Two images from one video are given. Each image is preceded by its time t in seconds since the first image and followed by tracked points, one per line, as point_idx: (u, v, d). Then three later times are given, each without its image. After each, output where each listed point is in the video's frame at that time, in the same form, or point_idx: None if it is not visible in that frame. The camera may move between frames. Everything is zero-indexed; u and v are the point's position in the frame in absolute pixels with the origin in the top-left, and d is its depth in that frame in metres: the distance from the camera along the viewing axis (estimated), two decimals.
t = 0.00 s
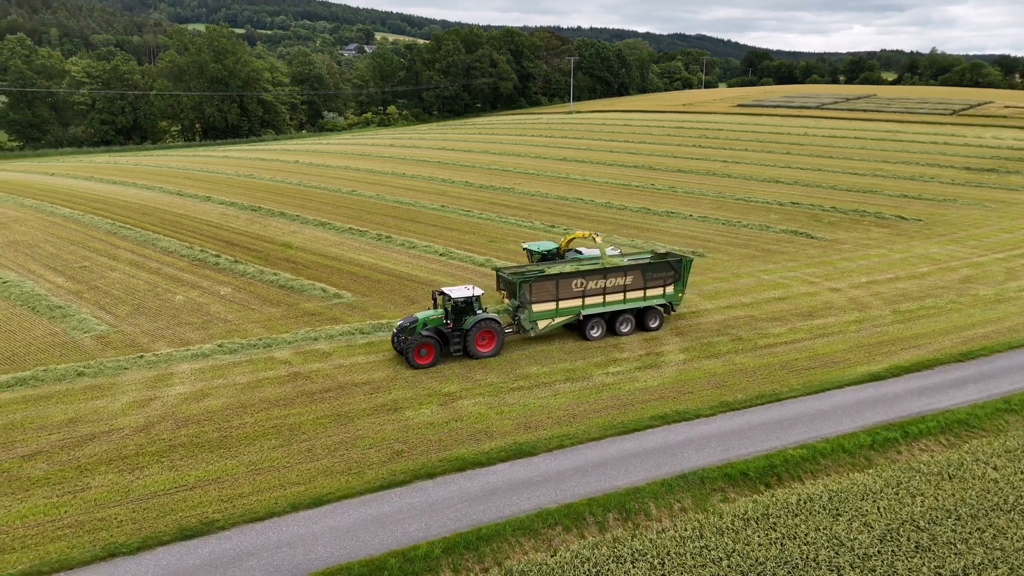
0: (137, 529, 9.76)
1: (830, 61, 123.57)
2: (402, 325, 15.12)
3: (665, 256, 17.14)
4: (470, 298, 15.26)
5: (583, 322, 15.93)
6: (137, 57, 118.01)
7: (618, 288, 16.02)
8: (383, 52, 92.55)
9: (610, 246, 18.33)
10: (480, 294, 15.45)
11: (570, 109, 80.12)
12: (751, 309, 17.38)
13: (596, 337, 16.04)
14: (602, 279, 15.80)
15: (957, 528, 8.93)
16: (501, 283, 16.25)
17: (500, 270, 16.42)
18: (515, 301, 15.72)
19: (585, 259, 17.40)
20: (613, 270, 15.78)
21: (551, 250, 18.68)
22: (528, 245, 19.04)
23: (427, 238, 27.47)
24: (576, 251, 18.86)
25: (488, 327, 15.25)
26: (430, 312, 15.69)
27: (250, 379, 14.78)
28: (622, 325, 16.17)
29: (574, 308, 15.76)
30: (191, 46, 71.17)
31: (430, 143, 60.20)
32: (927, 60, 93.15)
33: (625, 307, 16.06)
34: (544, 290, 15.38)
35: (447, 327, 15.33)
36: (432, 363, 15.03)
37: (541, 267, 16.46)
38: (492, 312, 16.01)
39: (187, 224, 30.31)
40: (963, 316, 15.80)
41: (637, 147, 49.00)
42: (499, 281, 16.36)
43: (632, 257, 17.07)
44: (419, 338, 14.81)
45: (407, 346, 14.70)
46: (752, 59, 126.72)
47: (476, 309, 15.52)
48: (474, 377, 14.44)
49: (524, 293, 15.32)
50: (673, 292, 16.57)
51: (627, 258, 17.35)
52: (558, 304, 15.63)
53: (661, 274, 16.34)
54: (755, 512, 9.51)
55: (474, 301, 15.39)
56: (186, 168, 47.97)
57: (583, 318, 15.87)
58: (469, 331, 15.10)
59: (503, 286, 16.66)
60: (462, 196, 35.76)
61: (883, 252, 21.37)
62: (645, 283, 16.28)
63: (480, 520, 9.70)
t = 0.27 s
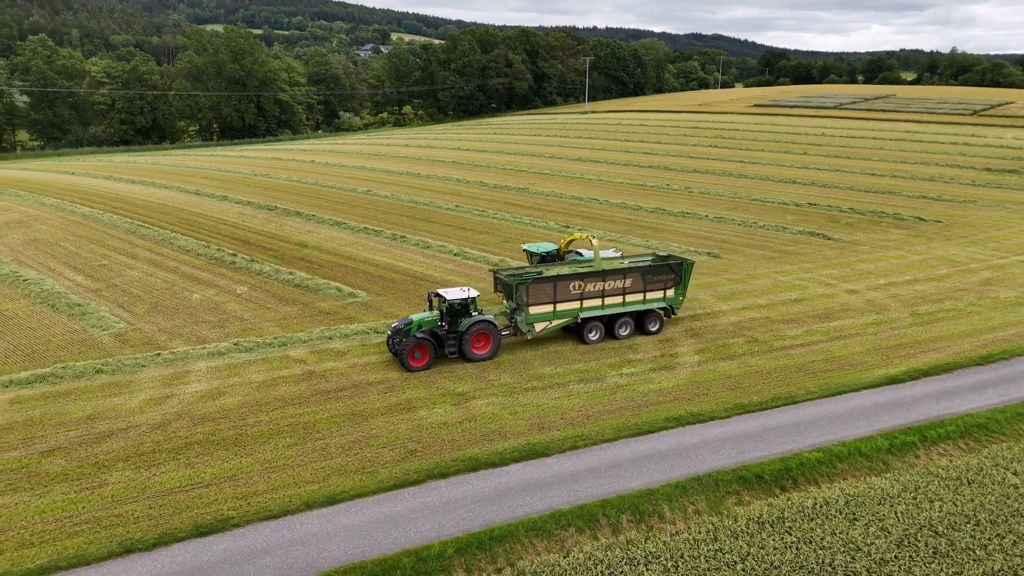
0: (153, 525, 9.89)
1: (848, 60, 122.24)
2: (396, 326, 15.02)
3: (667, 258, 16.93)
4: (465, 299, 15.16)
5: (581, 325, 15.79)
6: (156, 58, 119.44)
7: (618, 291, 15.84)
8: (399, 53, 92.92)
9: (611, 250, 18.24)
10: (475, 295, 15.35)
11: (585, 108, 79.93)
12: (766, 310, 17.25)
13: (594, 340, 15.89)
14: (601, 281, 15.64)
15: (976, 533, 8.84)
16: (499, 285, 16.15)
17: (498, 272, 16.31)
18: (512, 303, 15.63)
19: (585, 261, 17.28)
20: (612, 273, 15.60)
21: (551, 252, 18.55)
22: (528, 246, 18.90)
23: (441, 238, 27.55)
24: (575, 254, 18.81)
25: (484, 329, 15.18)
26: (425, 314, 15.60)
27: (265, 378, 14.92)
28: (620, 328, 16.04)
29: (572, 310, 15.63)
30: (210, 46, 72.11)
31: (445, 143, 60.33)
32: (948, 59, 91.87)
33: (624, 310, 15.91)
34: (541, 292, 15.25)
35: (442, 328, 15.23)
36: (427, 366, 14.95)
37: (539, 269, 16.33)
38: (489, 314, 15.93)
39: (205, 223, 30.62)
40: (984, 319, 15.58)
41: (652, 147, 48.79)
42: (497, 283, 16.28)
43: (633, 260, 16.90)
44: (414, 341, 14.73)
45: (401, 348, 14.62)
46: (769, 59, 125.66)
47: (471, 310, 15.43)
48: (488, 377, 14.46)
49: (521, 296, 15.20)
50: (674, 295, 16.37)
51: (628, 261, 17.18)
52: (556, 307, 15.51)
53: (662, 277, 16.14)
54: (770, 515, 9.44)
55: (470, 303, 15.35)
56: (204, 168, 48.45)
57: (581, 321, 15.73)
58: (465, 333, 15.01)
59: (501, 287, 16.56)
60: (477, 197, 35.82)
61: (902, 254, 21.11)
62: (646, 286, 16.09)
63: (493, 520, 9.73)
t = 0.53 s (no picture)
0: (170, 521, 10.02)
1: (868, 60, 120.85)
2: (391, 328, 14.97)
3: (667, 261, 16.73)
4: (461, 302, 15.10)
5: (579, 328, 15.62)
6: (176, 59, 120.88)
7: (616, 294, 15.66)
8: (416, 53, 93.26)
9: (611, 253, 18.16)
10: (471, 298, 15.27)
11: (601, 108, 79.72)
12: (783, 312, 17.11)
13: (593, 344, 15.75)
14: (599, 284, 15.45)
15: (996, 540, 8.74)
16: (497, 288, 16.03)
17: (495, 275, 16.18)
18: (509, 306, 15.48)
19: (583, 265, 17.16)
20: (611, 275, 15.41)
21: (551, 253, 18.39)
22: (526, 247, 18.72)
23: (456, 238, 27.63)
24: (574, 256, 18.75)
25: (480, 332, 15.10)
26: (420, 316, 15.55)
27: (281, 376, 15.06)
28: (619, 332, 15.91)
29: (570, 313, 15.44)
30: (228, 47, 72.98)
31: (461, 143, 60.47)
32: (970, 59, 90.57)
33: (623, 313, 15.71)
34: (538, 295, 15.08)
35: (437, 331, 15.18)
36: (421, 369, 14.91)
37: (537, 272, 16.18)
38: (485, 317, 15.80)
39: (223, 222, 30.95)
40: (1006, 322, 15.33)
41: (669, 147, 48.54)
42: (494, 286, 16.16)
43: (633, 263, 16.72)
44: (408, 343, 14.68)
45: (396, 350, 14.57)
46: (787, 58, 124.52)
47: (467, 313, 15.37)
48: (502, 377, 14.47)
49: (517, 298, 15.05)
50: (674, 298, 16.13)
51: (628, 264, 16.98)
52: (553, 309, 15.33)
53: (661, 279, 15.90)
54: (786, 519, 9.37)
55: (467, 305, 15.27)
56: (222, 168, 48.95)
57: (579, 324, 15.56)
58: (460, 336, 14.96)
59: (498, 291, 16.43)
60: (492, 197, 35.87)
61: (922, 256, 20.84)
62: (645, 289, 15.87)
63: (506, 521, 9.74)
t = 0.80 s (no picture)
0: (187, 518, 10.16)
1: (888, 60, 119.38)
2: (387, 331, 14.97)
3: (668, 265, 16.65)
4: (456, 304, 15.08)
5: (577, 331, 15.58)
6: (195, 59, 122.19)
7: (615, 297, 15.61)
8: (432, 54, 93.55)
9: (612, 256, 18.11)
10: (466, 300, 15.25)
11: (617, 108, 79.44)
12: (799, 314, 16.96)
13: (590, 347, 15.67)
14: (597, 287, 15.42)
15: (1017, 547, 8.63)
16: (495, 290, 16.06)
17: (493, 276, 16.27)
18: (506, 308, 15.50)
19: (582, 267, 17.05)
20: (609, 278, 15.37)
21: (551, 254, 18.36)
22: (525, 248, 18.68)
23: (471, 238, 27.68)
24: (573, 258, 18.73)
25: (476, 334, 15.07)
26: (416, 318, 15.54)
27: (296, 375, 15.20)
28: (618, 335, 15.80)
29: (567, 316, 15.43)
30: (246, 48, 73.75)
31: (476, 143, 60.56)
32: (993, 58, 89.18)
33: (621, 315, 15.66)
34: (535, 297, 15.09)
35: (433, 333, 15.17)
36: (416, 371, 14.89)
37: (535, 274, 16.19)
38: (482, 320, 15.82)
39: (240, 222, 31.26)
40: None
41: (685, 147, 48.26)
42: (493, 289, 16.19)
43: (634, 266, 16.66)
44: (403, 346, 14.66)
45: (390, 353, 14.56)
46: (805, 58, 123.30)
47: (463, 315, 15.35)
48: (516, 378, 14.48)
49: (514, 300, 15.07)
50: (675, 302, 16.05)
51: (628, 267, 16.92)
52: (550, 312, 15.32)
53: (661, 282, 15.84)
54: (802, 523, 9.30)
55: (462, 307, 15.24)
56: (240, 168, 49.41)
57: (577, 327, 15.52)
58: (456, 338, 14.95)
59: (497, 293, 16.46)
60: (507, 197, 35.90)
61: (942, 258, 20.56)
62: (645, 292, 15.81)
63: (519, 522, 9.76)
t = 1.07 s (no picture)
0: (203, 515, 10.30)
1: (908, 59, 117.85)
2: (382, 333, 14.94)
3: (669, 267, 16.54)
4: (452, 306, 15.07)
5: (575, 334, 15.52)
6: (214, 60, 123.64)
7: (614, 299, 15.53)
8: (448, 54, 93.82)
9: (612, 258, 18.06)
10: (462, 302, 15.24)
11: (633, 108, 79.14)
12: (816, 316, 16.81)
13: (588, 350, 15.56)
14: (595, 289, 15.34)
15: None
16: (492, 292, 16.04)
17: (490, 278, 16.25)
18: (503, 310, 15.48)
19: (581, 269, 16.93)
20: (608, 280, 15.30)
21: (550, 256, 18.38)
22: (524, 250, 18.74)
23: (486, 239, 27.74)
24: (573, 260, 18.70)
25: (472, 337, 15.07)
26: (411, 320, 15.52)
27: (312, 373, 15.33)
28: (617, 338, 15.69)
29: (565, 319, 15.38)
30: (264, 49, 74.49)
31: (492, 143, 60.64)
32: (1017, 58, 87.78)
33: (620, 319, 15.58)
34: (531, 300, 15.05)
35: (428, 335, 15.14)
36: (411, 374, 14.84)
37: (533, 276, 16.16)
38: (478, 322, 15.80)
39: (258, 221, 31.57)
40: None
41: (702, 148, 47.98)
42: (490, 291, 16.18)
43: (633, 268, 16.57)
44: (398, 348, 14.63)
45: (385, 355, 14.52)
46: (824, 58, 122.08)
47: (459, 318, 15.33)
48: (531, 378, 14.49)
49: (510, 303, 15.03)
50: (674, 305, 15.95)
51: (628, 269, 16.81)
52: (547, 314, 15.27)
53: (661, 285, 15.75)
54: (818, 527, 9.23)
55: (458, 310, 15.22)
56: (258, 167, 49.87)
57: (575, 329, 15.47)
58: (451, 340, 14.93)
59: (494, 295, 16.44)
60: (522, 197, 35.92)
61: (963, 260, 20.27)
62: (644, 295, 15.72)
63: (532, 522, 9.78)
